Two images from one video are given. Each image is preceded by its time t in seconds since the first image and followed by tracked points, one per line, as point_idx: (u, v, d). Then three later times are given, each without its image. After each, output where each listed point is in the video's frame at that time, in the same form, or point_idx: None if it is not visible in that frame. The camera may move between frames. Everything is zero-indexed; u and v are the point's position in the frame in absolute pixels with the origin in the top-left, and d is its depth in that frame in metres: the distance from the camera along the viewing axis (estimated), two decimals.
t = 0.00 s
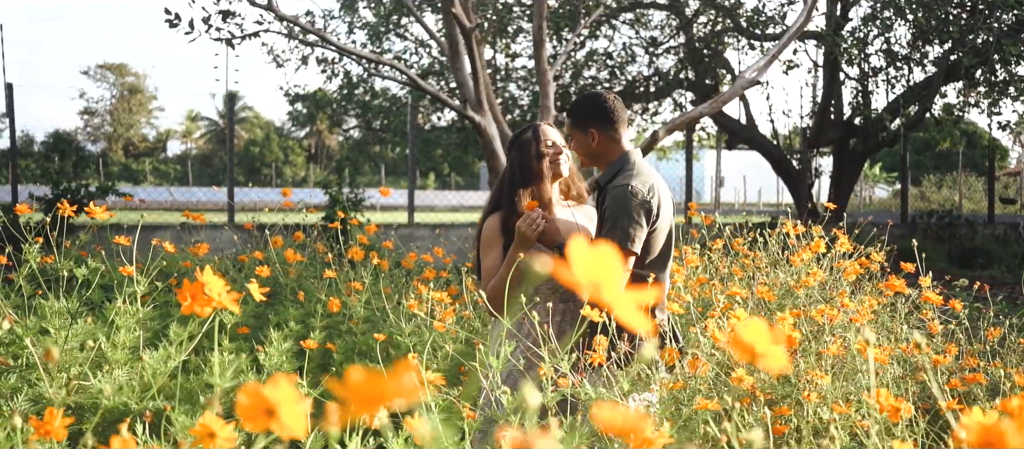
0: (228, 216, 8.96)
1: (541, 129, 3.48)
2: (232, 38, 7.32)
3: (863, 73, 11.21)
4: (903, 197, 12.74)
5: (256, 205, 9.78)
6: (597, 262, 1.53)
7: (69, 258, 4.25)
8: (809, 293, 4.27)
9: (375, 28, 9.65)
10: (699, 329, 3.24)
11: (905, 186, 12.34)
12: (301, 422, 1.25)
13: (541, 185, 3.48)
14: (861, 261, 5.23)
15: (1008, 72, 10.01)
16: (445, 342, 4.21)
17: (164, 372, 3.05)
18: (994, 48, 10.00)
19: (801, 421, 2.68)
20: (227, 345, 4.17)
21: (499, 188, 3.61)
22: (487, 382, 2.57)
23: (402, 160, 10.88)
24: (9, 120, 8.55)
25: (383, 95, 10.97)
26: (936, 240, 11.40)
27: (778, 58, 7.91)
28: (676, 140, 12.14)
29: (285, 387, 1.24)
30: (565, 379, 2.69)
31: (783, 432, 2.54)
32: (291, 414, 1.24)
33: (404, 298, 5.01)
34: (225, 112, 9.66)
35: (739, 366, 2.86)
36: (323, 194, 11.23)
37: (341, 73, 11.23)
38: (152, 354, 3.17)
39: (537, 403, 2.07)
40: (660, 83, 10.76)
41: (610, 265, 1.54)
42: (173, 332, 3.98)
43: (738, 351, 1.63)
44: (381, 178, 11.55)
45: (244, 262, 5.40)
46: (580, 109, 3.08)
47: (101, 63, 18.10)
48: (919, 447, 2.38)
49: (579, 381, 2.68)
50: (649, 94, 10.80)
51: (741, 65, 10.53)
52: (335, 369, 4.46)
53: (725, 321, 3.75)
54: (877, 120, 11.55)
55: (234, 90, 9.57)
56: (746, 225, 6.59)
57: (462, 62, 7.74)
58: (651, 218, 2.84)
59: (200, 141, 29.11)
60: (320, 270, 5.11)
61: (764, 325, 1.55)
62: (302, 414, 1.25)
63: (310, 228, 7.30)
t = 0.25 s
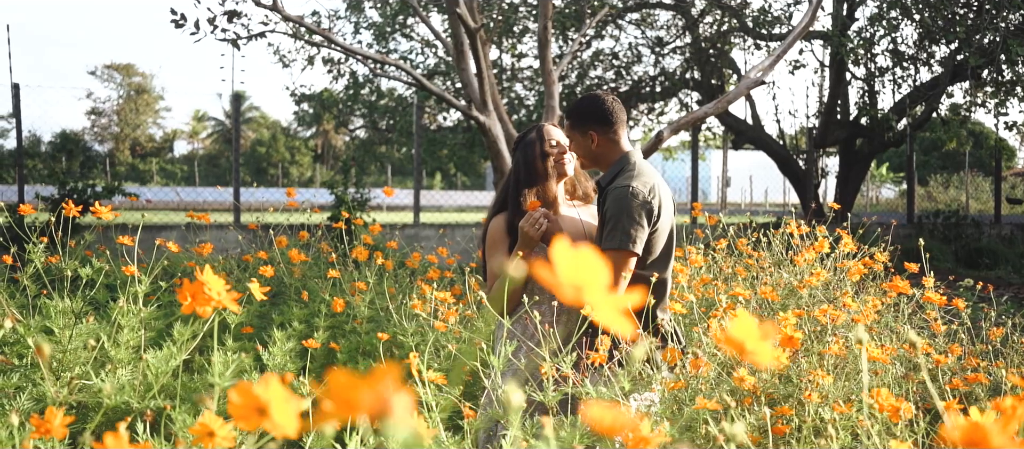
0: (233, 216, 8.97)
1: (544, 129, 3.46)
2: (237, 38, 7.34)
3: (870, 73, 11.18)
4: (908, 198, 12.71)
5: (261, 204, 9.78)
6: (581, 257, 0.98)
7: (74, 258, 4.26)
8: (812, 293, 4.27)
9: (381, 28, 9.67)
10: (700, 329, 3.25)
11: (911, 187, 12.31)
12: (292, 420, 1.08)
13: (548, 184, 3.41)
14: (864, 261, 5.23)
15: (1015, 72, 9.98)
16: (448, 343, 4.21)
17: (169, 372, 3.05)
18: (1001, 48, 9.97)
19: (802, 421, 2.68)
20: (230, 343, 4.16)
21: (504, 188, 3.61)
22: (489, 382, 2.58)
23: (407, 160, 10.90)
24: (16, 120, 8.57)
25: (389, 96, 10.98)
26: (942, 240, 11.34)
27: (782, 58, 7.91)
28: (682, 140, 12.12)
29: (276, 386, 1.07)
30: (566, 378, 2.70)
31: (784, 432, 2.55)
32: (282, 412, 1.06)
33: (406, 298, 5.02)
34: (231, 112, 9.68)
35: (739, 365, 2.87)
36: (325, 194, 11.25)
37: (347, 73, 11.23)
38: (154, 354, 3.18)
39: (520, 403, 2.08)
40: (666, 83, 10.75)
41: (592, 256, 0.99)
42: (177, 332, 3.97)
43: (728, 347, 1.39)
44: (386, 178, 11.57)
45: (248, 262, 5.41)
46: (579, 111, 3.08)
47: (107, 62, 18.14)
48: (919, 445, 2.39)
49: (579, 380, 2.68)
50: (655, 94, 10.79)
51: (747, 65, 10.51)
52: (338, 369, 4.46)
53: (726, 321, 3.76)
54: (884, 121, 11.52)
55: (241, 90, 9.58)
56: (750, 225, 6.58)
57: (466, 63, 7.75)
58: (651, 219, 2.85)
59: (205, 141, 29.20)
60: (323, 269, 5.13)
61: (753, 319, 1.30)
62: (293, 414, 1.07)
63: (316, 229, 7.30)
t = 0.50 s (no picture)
0: (234, 216, 8.98)
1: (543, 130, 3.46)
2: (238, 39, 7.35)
3: (871, 72, 11.18)
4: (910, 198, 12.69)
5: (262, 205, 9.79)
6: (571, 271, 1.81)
7: (75, 258, 4.27)
8: (810, 292, 4.26)
9: (382, 29, 9.68)
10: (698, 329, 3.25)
11: (913, 186, 12.29)
12: (269, 417, 1.22)
13: (547, 186, 3.43)
14: (865, 262, 5.22)
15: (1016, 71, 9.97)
16: (448, 342, 4.21)
17: (168, 371, 3.06)
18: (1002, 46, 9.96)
19: (799, 420, 2.68)
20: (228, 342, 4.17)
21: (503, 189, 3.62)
22: (486, 381, 2.58)
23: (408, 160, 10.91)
24: (18, 121, 8.59)
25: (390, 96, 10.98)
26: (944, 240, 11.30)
27: (782, 58, 7.90)
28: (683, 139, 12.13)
29: (251, 382, 1.21)
30: (564, 378, 2.70)
31: (781, 432, 2.54)
32: (261, 411, 1.21)
33: (406, 298, 5.02)
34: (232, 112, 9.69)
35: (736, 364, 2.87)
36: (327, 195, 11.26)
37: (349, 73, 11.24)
38: (153, 353, 3.19)
39: (504, 403, 2.09)
40: (667, 83, 10.76)
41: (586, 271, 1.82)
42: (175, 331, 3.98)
43: (722, 343, 1.90)
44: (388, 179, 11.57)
45: (248, 262, 5.42)
46: (573, 114, 3.07)
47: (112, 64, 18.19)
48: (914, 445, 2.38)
49: (577, 380, 2.68)
50: (656, 94, 10.79)
51: (749, 65, 10.50)
52: (337, 369, 4.46)
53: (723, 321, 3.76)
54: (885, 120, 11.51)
55: (242, 91, 9.60)
56: (751, 226, 6.57)
57: (466, 63, 7.76)
58: (648, 219, 2.85)
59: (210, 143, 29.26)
60: (322, 269, 5.14)
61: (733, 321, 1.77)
62: (271, 413, 1.23)
63: (317, 230, 7.31)
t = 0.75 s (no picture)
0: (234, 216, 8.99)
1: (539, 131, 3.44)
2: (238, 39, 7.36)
3: (872, 72, 11.18)
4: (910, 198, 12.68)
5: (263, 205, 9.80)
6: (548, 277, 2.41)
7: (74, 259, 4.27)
8: (808, 291, 4.27)
9: (383, 29, 9.69)
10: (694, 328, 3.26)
11: (913, 186, 12.29)
12: (249, 415, 1.38)
13: (544, 186, 3.43)
14: (864, 262, 5.22)
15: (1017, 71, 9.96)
16: (446, 342, 4.21)
17: (167, 371, 3.07)
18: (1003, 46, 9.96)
19: (795, 419, 2.68)
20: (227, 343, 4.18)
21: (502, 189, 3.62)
22: (482, 382, 2.58)
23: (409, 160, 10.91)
24: (18, 122, 8.60)
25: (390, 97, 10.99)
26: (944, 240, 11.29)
27: (782, 58, 7.91)
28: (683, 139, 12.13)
29: (231, 385, 1.38)
30: (560, 378, 2.71)
31: (776, 430, 2.55)
32: (240, 409, 1.37)
33: (405, 297, 5.03)
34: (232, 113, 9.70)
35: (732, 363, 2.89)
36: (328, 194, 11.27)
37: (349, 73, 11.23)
38: (151, 352, 3.20)
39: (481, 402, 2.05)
40: (667, 83, 10.76)
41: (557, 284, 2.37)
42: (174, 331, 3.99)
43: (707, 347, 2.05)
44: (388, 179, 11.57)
45: (248, 262, 5.43)
46: (565, 118, 3.04)
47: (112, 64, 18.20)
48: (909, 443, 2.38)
49: (573, 380, 2.69)
50: (656, 94, 10.79)
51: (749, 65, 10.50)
52: (335, 369, 4.46)
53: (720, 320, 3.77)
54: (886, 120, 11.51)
55: (242, 91, 9.60)
56: (750, 226, 6.57)
57: (466, 63, 7.77)
58: (644, 219, 2.86)
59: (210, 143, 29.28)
60: (322, 269, 5.14)
61: (727, 320, 1.94)
62: (250, 409, 1.38)
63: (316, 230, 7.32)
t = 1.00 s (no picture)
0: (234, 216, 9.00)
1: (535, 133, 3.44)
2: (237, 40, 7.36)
3: (872, 72, 11.18)
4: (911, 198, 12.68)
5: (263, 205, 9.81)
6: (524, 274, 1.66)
7: (74, 259, 4.28)
8: (805, 291, 4.27)
9: (383, 29, 9.69)
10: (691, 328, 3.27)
11: (913, 186, 12.27)
12: (231, 413, 1.27)
13: (541, 187, 3.43)
14: (862, 263, 5.22)
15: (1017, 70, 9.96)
16: (444, 343, 4.21)
17: (165, 371, 3.07)
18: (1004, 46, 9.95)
19: (791, 420, 2.69)
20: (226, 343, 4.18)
21: (500, 190, 3.62)
22: (478, 381, 2.59)
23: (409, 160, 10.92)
24: (19, 122, 8.61)
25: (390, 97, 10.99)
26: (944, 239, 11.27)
27: (781, 58, 7.91)
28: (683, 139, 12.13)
29: (213, 385, 1.27)
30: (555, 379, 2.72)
31: (772, 431, 2.56)
32: (222, 408, 1.26)
33: (403, 298, 5.03)
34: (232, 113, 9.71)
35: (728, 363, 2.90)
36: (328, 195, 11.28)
37: (349, 74, 11.24)
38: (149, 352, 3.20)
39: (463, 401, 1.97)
40: (667, 83, 10.76)
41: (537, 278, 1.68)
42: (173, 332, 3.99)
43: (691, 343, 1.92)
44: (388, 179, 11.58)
45: (247, 263, 5.43)
46: (557, 122, 3.04)
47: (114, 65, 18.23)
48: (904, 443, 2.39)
49: (569, 380, 2.70)
50: (655, 94, 10.79)
51: (749, 65, 10.50)
52: (333, 370, 4.45)
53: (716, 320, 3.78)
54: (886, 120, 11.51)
55: (242, 91, 9.61)
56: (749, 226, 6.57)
57: (465, 63, 7.77)
58: (638, 218, 2.87)
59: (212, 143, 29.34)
60: (320, 269, 5.15)
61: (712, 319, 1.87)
62: (233, 408, 1.27)
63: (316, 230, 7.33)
